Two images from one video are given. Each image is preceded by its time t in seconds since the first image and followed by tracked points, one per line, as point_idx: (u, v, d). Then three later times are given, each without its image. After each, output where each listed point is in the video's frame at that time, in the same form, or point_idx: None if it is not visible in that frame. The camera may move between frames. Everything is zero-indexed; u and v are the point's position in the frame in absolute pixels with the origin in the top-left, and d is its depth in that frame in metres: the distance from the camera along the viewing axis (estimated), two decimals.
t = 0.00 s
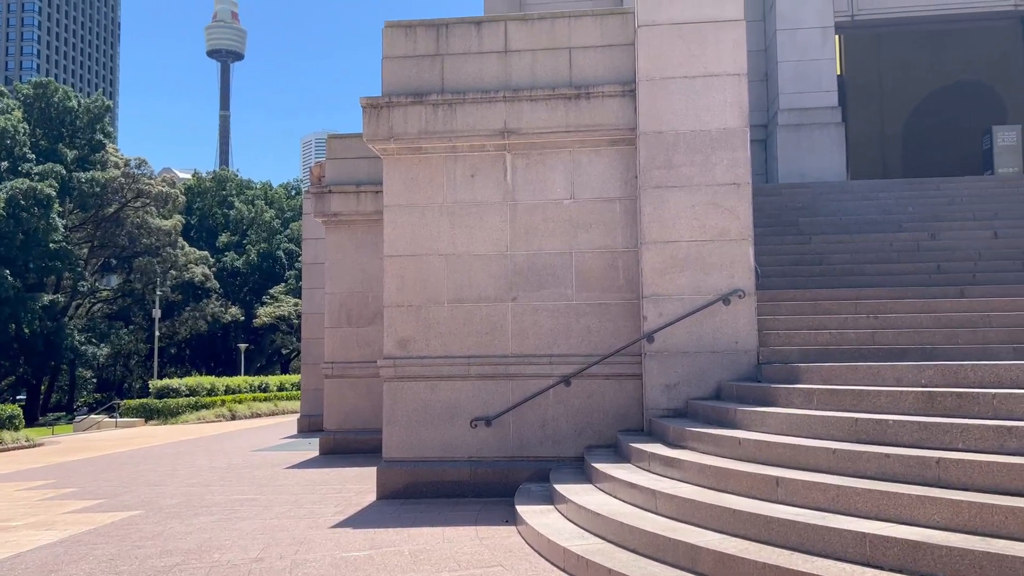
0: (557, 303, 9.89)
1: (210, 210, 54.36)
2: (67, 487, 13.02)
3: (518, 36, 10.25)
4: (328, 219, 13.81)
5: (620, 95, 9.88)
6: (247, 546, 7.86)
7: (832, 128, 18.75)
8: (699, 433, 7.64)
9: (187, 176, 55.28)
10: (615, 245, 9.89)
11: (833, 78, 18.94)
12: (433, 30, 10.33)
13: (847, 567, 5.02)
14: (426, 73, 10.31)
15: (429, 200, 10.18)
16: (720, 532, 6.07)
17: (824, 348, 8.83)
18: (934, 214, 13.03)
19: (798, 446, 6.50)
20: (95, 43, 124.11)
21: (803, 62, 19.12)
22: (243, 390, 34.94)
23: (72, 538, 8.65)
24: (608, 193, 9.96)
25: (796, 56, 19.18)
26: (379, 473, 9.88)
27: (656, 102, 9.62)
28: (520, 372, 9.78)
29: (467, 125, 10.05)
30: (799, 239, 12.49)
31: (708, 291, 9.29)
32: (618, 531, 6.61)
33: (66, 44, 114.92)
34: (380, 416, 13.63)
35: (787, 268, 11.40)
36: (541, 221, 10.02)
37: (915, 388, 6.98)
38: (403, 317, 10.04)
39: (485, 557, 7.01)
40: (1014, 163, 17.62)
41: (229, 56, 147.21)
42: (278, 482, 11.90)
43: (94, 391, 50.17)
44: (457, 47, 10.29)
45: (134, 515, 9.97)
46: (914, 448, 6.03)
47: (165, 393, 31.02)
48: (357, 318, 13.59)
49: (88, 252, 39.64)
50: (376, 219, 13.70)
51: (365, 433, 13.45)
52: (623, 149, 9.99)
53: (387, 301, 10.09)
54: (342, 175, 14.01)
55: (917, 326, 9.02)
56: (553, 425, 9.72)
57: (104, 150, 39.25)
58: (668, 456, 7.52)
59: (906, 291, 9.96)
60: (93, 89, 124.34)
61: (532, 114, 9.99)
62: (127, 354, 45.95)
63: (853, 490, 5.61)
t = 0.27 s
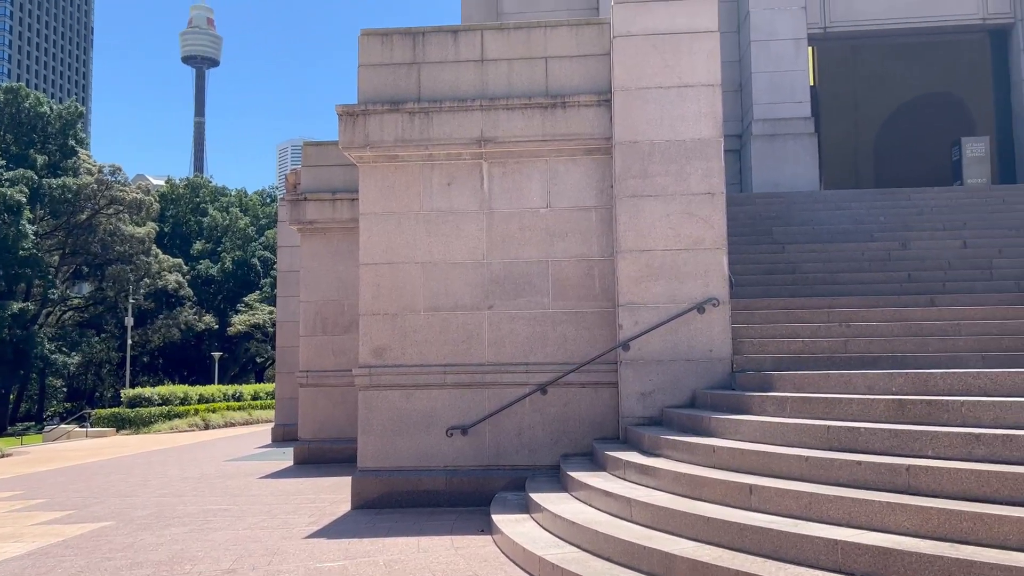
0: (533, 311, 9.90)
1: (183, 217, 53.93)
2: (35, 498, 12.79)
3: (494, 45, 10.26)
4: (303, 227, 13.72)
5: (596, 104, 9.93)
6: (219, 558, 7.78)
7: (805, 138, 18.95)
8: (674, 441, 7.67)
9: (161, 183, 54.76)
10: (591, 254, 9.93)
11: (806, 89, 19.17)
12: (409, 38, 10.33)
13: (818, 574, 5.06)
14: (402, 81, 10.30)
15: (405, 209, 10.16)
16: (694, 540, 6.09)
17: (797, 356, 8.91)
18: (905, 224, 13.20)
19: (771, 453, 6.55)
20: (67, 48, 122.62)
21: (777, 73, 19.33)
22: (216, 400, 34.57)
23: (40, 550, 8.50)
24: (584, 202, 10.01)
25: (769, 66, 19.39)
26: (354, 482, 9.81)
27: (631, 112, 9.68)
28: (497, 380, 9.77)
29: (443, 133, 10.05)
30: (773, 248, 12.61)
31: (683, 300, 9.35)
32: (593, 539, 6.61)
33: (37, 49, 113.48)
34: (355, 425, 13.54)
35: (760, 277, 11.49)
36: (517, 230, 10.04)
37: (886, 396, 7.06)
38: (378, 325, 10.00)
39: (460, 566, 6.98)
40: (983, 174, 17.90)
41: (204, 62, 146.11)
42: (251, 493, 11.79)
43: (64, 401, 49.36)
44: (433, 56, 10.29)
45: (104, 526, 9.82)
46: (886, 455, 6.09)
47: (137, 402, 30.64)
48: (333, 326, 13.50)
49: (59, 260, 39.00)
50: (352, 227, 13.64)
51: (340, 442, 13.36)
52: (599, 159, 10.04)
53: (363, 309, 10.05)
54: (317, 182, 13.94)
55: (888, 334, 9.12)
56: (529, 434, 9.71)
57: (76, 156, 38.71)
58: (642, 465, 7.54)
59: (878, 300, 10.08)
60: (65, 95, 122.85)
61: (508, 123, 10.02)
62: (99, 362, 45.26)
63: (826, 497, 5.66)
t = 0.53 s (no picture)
0: (509, 320, 9.90)
1: (156, 225, 53.37)
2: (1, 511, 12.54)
3: (470, 54, 10.28)
4: (278, 235, 13.62)
5: (571, 114, 9.99)
6: (190, 570, 7.67)
7: (778, 149, 19.16)
8: (649, 449, 7.70)
9: (133, 190, 54.14)
10: (566, 263, 9.96)
11: (778, 100, 19.39)
12: (385, 47, 10.32)
13: None
14: (378, 90, 10.28)
15: (381, 217, 10.13)
16: (668, 549, 6.10)
17: (770, 364, 8.99)
18: (876, 234, 13.39)
19: (744, 462, 6.59)
20: (37, 54, 121.04)
21: (750, 85, 19.53)
22: (189, 409, 34.14)
23: (6, 564, 8.34)
24: (559, 211, 10.04)
25: (743, 78, 19.58)
26: (328, 493, 9.73)
27: (606, 122, 9.73)
28: (472, 389, 9.75)
29: (419, 142, 10.05)
30: (746, 257, 12.72)
31: (658, 309, 9.40)
32: (568, 549, 6.60)
33: (8, 54, 111.91)
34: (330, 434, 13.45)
35: (734, 286, 11.59)
36: (493, 239, 10.04)
37: (857, 405, 7.14)
38: (353, 334, 9.95)
39: None
40: (952, 185, 18.18)
41: (178, 69, 144.88)
42: (224, 504, 11.64)
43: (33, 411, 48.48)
44: (409, 64, 10.29)
45: (72, 539, 9.65)
46: (857, 463, 6.16)
47: (108, 412, 30.18)
48: (307, 335, 13.39)
49: (28, 267, 38.33)
50: (327, 235, 13.56)
51: (315, 452, 13.26)
52: (574, 168, 10.09)
53: (337, 318, 9.99)
54: (292, 191, 13.86)
55: (859, 343, 9.24)
56: (504, 443, 9.69)
57: (47, 163, 38.11)
58: (617, 473, 7.55)
59: (849, 309, 10.20)
60: (36, 101, 121.25)
61: (484, 132, 10.03)
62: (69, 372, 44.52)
63: (797, 505, 5.70)
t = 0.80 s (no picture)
0: (485, 329, 9.89)
1: (128, 233, 52.65)
2: None
3: (446, 64, 10.30)
4: (251, 244, 13.52)
5: (547, 125, 10.03)
6: None
7: (751, 160, 19.37)
8: (623, 459, 7.71)
9: (105, 198, 53.45)
10: (541, 272, 9.97)
11: (751, 112, 19.61)
12: (360, 56, 10.30)
13: None
14: (353, 99, 10.26)
15: (356, 227, 10.09)
16: (642, 558, 6.11)
17: (744, 373, 9.07)
18: (847, 244, 13.56)
19: (717, 471, 6.62)
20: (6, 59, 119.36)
21: (723, 96, 19.72)
22: (161, 420, 33.66)
23: None
24: (535, 221, 10.06)
25: (716, 89, 19.77)
26: (301, 504, 9.63)
27: (581, 132, 9.77)
28: (447, 399, 9.71)
29: (395, 151, 10.03)
30: (720, 267, 12.82)
31: (633, 318, 9.44)
32: (542, 559, 6.59)
33: None
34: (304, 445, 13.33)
35: (708, 296, 11.68)
36: (468, 248, 10.04)
37: (829, 414, 7.21)
38: (327, 344, 9.88)
39: None
40: (921, 196, 18.47)
41: (151, 76, 143.50)
42: (195, 516, 11.49)
43: None
44: (385, 74, 10.28)
45: (38, 552, 9.47)
46: (828, 471, 6.21)
47: (77, 423, 29.71)
48: (281, 345, 13.28)
49: None
50: (301, 245, 13.48)
51: (288, 463, 13.13)
52: (550, 179, 10.12)
53: (311, 327, 9.92)
54: (267, 199, 13.77)
55: (831, 352, 9.35)
56: (480, 453, 9.66)
57: (17, 170, 37.52)
58: (592, 483, 7.56)
59: (821, 318, 10.32)
60: (4, 107, 119.51)
61: (460, 142, 10.03)
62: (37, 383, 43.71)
63: (770, 514, 5.74)
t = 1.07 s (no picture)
0: (460, 340, 9.87)
1: (100, 242, 51.98)
2: None
3: (422, 75, 10.30)
4: (225, 254, 13.40)
5: (523, 136, 10.06)
6: None
7: (725, 172, 19.55)
8: (598, 469, 7.71)
9: (77, 206, 52.77)
10: (517, 282, 9.98)
11: (725, 124, 19.80)
12: (336, 66, 10.28)
13: None
14: (329, 108, 10.23)
15: (331, 237, 10.04)
16: (617, 569, 6.11)
17: (718, 383, 9.13)
18: (819, 255, 13.71)
19: (691, 481, 6.65)
20: None
21: (698, 108, 19.89)
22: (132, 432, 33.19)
23: None
24: (511, 231, 10.07)
25: (691, 102, 19.94)
26: (274, 517, 9.53)
27: (557, 143, 9.81)
28: (423, 410, 9.67)
29: (370, 161, 10.00)
30: (694, 278, 12.91)
31: (608, 328, 9.47)
32: (517, 571, 6.56)
33: None
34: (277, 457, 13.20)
35: (683, 306, 11.74)
36: (444, 258, 10.02)
37: (801, 423, 7.27)
38: (301, 354, 9.81)
39: None
40: (892, 209, 18.74)
41: (124, 84, 142.05)
42: (166, 529, 11.33)
43: None
44: (361, 83, 10.26)
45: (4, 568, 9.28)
46: (800, 481, 6.26)
47: (46, 435, 29.18)
48: (255, 356, 13.15)
49: None
50: (275, 254, 13.39)
51: (261, 475, 12.99)
52: (526, 189, 10.14)
53: (285, 338, 9.84)
54: (241, 208, 13.67)
55: (804, 362, 9.44)
56: (455, 464, 9.63)
57: None
58: (567, 493, 7.55)
59: (794, 329, 10.42)
60: None
61: (436, 152, 10.03)
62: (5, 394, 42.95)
63: (743, 524, 5.76)
